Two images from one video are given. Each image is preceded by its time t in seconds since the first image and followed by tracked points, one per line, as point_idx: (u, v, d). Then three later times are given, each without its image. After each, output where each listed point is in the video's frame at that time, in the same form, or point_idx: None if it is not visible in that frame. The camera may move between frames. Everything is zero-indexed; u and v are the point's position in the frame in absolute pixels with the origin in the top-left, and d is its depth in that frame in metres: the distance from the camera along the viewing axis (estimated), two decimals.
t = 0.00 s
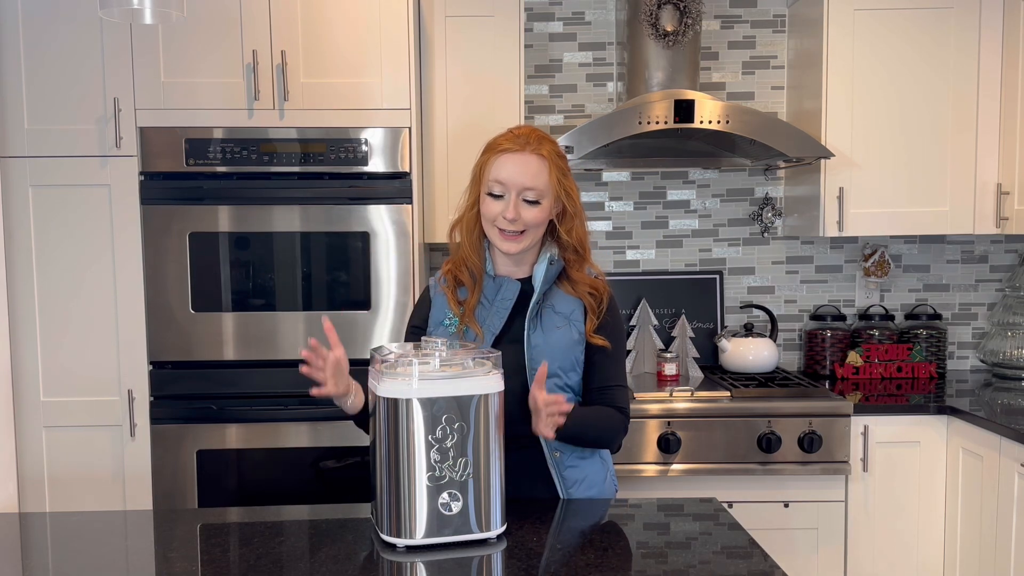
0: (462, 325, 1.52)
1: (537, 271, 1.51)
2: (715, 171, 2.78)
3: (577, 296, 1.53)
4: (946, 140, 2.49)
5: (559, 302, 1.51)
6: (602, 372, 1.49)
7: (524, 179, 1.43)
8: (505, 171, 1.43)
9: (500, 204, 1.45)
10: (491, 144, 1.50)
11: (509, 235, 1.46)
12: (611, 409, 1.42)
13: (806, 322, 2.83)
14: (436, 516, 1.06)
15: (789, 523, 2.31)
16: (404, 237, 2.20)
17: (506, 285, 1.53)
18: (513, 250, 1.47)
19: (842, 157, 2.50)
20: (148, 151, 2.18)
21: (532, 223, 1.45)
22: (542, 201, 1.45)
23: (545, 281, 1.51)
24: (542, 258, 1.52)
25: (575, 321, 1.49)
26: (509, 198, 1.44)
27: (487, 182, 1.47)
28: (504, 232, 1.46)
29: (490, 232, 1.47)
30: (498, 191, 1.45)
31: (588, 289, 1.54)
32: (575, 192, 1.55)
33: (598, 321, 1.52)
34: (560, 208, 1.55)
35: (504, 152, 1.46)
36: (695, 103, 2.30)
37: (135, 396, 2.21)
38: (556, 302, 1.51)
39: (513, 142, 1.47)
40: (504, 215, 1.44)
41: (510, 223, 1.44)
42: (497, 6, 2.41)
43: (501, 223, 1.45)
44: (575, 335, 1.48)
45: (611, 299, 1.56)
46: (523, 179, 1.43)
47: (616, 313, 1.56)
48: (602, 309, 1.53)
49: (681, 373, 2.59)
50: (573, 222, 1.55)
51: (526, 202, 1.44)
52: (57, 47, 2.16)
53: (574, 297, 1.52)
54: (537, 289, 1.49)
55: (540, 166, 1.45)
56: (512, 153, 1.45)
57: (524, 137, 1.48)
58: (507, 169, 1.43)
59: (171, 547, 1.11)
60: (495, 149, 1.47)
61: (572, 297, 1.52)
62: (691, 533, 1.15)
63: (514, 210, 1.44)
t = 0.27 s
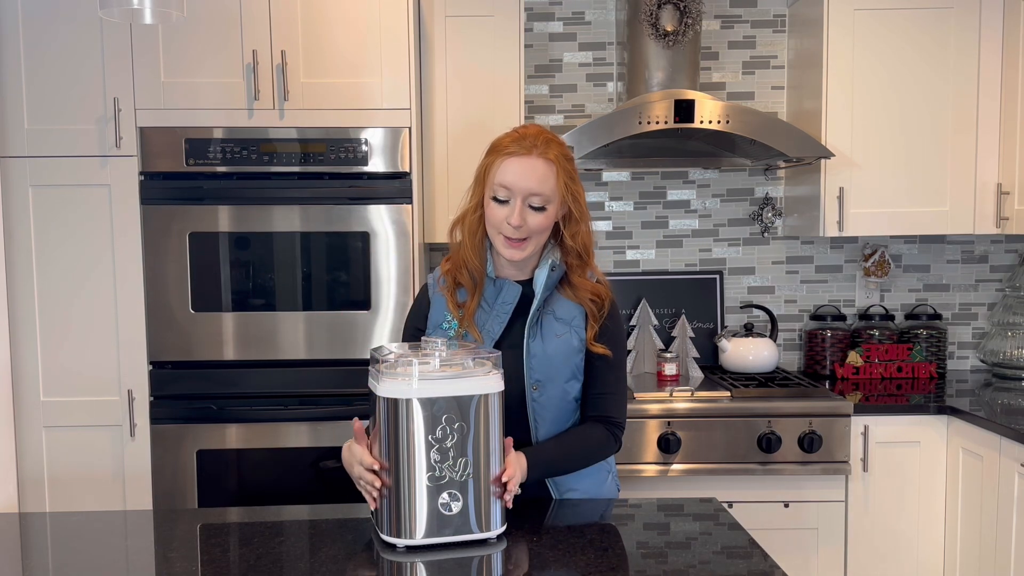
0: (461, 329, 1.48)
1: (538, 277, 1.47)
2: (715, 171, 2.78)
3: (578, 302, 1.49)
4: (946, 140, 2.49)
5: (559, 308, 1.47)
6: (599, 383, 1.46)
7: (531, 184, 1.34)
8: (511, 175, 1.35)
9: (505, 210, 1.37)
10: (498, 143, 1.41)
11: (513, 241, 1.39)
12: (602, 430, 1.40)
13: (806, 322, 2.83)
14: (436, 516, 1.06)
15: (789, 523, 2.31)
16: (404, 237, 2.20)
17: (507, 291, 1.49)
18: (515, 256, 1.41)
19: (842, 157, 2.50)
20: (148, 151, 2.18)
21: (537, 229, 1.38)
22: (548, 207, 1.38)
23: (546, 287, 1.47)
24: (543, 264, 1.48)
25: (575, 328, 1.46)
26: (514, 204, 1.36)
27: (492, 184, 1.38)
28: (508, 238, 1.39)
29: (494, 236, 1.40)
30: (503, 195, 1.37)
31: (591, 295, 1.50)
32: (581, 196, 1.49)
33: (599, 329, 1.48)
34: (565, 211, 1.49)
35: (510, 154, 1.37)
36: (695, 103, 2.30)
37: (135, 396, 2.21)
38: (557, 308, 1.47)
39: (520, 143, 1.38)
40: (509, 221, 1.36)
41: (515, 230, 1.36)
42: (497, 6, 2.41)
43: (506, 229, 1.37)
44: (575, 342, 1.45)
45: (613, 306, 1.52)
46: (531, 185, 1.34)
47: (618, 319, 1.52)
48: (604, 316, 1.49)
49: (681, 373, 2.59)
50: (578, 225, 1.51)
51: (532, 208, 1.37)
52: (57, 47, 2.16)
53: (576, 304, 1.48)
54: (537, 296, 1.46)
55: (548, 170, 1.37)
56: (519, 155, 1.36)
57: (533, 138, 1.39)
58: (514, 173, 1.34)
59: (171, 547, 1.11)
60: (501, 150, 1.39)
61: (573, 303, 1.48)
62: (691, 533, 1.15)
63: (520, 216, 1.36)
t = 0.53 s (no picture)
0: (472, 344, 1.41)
1: (561, 302, 1.39)
2: (715, 171, 2.78)
3: (597, 333, 1.40)
4: (946, 140, 2.49)
5: (577, 336, 1.40)
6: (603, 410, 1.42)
7: (555, 208, 1.25)
8: (535, 196, 1.26)
9: (525, 229, 1.29)
10: (530, 156, 1.32)
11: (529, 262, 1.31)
12: (602, 461, 1.37)
13: (806, 322, 2.83)
14: (436, 516, 1.07)
15: (789, 523, 2.31)
16: (404, 237, 2.20)
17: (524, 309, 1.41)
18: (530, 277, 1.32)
19: (842, 157, 2.50)
20: (148, 151, 2.18)
21: (556, 254, 1.29)
22: (571, 232, 1.29)
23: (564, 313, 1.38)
24: (567, 289, 1.41)
25: (590, 359, 1.39)
26: (534, 225, 1.28)
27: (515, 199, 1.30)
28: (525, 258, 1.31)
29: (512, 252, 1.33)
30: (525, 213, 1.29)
31: (610, 330, 1.40)
32: (614, 222, 1.37)
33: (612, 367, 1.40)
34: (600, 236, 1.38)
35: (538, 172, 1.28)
36: (695, 103, 2.30)
37: (135, 396, 2.21)
38: (575, 336, 1.39)
39: (550, 160, 1.29)
40: (527, 242, 1.28)
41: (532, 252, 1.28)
42: (497, 5, 2.41)
43: (523, 249, 1.29)
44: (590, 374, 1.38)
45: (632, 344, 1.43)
46: (553, 209, 1.25)
47: (633, 359, 1.44)
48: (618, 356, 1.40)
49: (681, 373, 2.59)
50: (607, 252, 1.38)
51: (553, 231, 1.28)
52: (57, 47, 2.16)
53: (594, 334, 1.40)
54: (558, 322, 1.38)
55: (576, 195, 1.27)
56: (547, 175, 1.27)
57: (566, 157, 1.29)
58: (537, 194, 1.26)
59: (171, 547, 1.11)
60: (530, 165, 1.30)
61: (591, 332, 1.40)
62: (691, 533, 1.15)
63: (538, 239, 1.27)
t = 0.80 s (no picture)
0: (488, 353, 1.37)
1: (579, 325, 1.34)
2: (715, 171, 2.78)
3: (616, 359, 1.37)
4: (945, 140, 2.49)
5: (594, 359, 1.36)
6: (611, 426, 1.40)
7: (579, 236, 1.22)
8: (560, 222, 1.23)
9: (549, 251, 1.26)
10: (559, 177, 1.27)
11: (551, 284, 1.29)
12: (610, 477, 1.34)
13: (806, 322, 2.83)
14: (436, 516, 1.06)
15: (789, 523, 2.30)
16: (404, 237, 2.20)
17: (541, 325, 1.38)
18: (550, 297, 1.31)
19: (842, 157, 2.50)
20: (148, 151, 2.18)
21: (579, 278, 1.27)
22: (595, 259, 1.26)
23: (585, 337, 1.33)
24: (586, 312, 1.36)
25: (606, 382, 1.36)
26: (559, 249, 1.25)
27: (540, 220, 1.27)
28: (547, 279, 1.28)
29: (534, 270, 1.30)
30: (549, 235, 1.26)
31: (637, 364, 1.37)
32: (644, 248, 1.34)
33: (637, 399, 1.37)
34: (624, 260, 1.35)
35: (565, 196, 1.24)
36: (695, 103, 2.30)
37: (135, 396, 2.21)
38: (592, 359, 1.36)
39: (578, 184, 1.24)
40: (549, 266, 1.26)
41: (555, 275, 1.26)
42: (497, 5, 2.41)
43: (546, 270, 1.27)
44: (605, 397, 1.36)
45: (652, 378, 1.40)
46: (579, 237, 1.22)
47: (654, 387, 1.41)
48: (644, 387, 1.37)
49: (681, 373, 2.58)
50: (636, 277, 1.35)
51: (577, 258, 1.25)
52: (57, 47, 2.16)
53: (612, 360, 1.37)
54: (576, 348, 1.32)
55: (603, 224, 1.24)
56: (575, 201, 1.23)
57: (596, 182, 1.25)
58: (563, 220, 1.22)
59: (171, 547, 1.11)
60: (558, 188, 1.26)
61: (610, 358, 1.36)
62: (691, 533, 1.15)
63: (561, 265, 1.25)
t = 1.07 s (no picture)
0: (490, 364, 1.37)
1: (577, 336, 1.33)
2: (715, 171, 2.78)
3: (616, 369, 1.36)
4: (945, 140, 2.49)
5: (593, 370, 1.35)
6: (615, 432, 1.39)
7: (594, 215, 1.25)
8: (576, 203, 1.25)
9: (561, 237, 1.27)
10: (565, 171, 1.32)
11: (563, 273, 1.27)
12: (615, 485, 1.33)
13: (806, 322, 2.83)
14: (436, 516, 1.07)
15: (789, 523, 2.30)
16: (404, 237, 2.20)
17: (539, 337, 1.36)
18: (561, 290, 1.28)
19: (842, 157, 2.50)
20: (148, 151, 2.18)
21: (591, 265, 1.27)
22: (607, 244, 1.28)
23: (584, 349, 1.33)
24: (584, 323, 1.35)
25: (606, 394, 1.35)
26: (573, 233, 1.26)
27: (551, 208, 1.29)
28: (556, 270, 1.27)
29: (541, 265, 1.29)
30: (561, 222, 1.28)
31: (653, 360, 1.39)
32: (648, 246, 1.37)
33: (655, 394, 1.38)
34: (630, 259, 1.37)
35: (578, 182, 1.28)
36: (695, 103, 2.30)
37: (135, 396, 2.21)
38: (591, 371, 1.35)
39: (590, 172, 1.29)
40: (562, 251, 1.26)
41: (567, 261, 1.25)
42: (497, 5, 2.41)
43: (557, 258, 1.26)
44: (606, 409, 1.35)
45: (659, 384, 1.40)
46: (594, 217, 1.25)
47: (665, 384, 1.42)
48: (661, 382, 1.39)
49: (681, 373, 2.56)
50: (641, 274, 1.38)
51: (591, 242, 1.27)
52: (57, 47, 2.16)
53: (613, 370, 1.36)
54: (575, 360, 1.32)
55: (616, 206, 1.27)
56: (589, 185, 1.27)
57: (605, 170, 1.29)
58: (578, 201, 1.25)
59: (171, 547, 1.11)
60: (568, 177, 1.29)
61: (610, 369, 1.35)
62: (691, 533, 1.15)
63: (575, 248, 1.25)
